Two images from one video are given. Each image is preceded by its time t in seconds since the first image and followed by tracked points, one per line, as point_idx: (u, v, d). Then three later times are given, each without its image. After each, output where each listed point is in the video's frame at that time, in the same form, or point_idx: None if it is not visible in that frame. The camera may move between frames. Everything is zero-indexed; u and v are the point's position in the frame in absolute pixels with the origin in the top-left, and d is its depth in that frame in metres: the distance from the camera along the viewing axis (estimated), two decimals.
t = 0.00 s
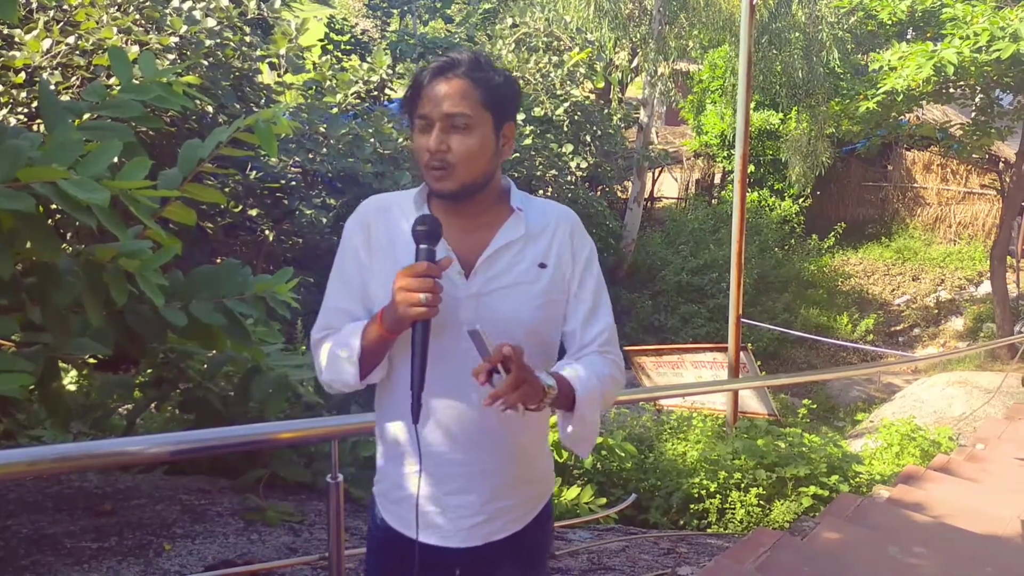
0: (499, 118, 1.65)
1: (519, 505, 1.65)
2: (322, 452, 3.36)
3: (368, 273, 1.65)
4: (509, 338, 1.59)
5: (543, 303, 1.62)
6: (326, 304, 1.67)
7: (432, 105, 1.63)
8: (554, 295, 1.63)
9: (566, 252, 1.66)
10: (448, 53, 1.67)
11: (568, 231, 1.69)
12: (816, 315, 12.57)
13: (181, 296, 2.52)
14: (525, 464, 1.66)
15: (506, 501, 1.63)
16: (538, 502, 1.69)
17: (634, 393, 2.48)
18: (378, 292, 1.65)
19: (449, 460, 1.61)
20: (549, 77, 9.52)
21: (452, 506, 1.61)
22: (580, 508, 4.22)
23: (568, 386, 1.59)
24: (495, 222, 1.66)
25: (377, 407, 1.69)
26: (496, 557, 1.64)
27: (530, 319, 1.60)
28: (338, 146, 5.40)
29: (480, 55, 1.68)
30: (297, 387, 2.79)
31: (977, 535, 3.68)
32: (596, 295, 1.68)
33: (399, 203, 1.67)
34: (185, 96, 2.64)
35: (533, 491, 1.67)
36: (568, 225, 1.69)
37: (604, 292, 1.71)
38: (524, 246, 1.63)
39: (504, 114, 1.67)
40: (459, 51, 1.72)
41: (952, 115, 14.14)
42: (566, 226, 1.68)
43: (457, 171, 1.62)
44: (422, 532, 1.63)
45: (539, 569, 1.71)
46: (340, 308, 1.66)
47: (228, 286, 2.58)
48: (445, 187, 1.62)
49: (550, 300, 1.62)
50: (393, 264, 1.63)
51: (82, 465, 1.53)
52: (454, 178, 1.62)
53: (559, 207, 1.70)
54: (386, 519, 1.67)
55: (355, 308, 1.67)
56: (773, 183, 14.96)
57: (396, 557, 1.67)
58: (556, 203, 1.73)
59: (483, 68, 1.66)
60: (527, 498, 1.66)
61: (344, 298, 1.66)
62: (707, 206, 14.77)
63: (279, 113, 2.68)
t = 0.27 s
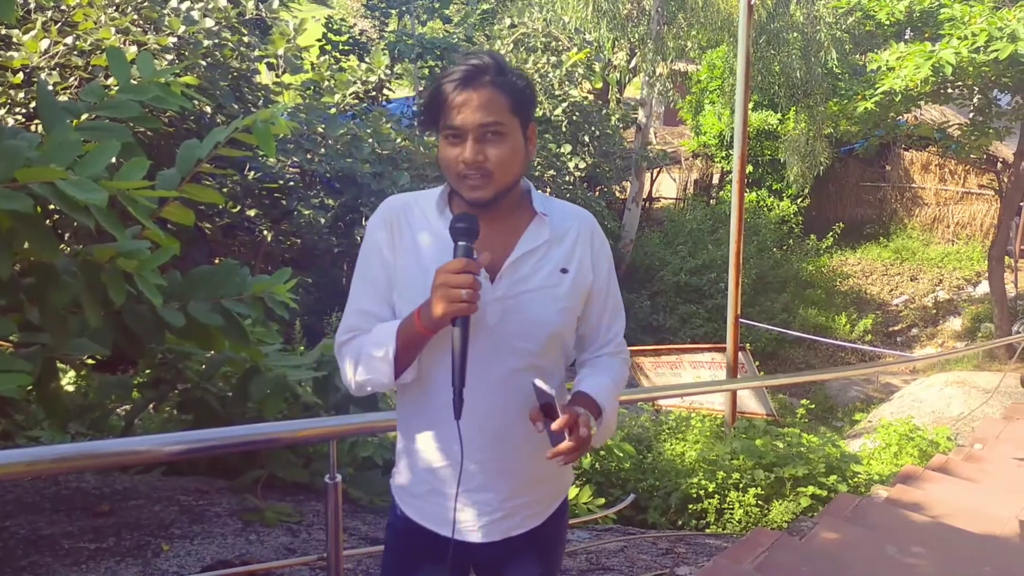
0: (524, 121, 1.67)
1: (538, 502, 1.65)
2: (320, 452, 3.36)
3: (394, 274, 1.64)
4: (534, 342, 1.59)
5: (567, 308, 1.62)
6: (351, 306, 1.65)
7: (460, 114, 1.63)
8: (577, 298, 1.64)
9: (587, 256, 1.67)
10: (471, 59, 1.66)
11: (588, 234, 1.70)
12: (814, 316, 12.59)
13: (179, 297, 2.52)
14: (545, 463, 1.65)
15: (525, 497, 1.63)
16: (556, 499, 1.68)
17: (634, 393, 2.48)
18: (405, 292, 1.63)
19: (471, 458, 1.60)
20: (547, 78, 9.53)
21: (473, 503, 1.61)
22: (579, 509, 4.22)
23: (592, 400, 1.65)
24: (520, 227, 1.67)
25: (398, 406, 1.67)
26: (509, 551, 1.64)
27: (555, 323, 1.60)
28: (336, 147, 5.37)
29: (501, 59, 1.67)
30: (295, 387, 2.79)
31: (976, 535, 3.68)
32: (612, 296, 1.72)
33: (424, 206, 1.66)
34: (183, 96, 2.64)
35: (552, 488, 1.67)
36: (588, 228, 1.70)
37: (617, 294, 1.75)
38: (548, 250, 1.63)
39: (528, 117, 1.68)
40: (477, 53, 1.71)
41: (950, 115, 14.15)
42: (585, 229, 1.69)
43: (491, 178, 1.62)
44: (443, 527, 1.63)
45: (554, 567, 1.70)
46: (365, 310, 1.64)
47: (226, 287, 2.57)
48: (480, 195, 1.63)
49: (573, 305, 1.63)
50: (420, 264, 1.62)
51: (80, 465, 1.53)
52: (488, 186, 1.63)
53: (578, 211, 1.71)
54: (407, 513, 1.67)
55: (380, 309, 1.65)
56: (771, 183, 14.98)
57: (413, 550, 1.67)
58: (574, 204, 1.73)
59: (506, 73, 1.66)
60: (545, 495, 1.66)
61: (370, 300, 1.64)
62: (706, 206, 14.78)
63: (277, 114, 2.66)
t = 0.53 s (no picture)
0: (552, 125, 1.67)
1: (551, 496, 1.66)
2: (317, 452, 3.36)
3: (419, 278, 1.59)
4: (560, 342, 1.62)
5: (589, 308, 1.66)
6: (372, 312, 1.59)
7: (495, 119, 1.62)
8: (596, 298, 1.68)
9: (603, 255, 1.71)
10: (500, 62, 1.66)
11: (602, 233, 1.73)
12: (810, 316, 12.61)
13: (175, 297, 2.52)
14: (559, 457, 1.67)
15: (539, 492, 1.64)
16: (563, 493, 1.70)
17: (632, 393, 2.48)
18: (431, 298, 1.60)
19: (491, 454, 1.59)
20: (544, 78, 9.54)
21: (494, 499, 1.60)
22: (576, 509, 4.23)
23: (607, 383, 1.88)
24: (546, 229, 1.67)
25: (412, 407, 1.62)
26: (521, 544, 1.65)
27: (579, 323, 1.64)
28: (333, 147, 5.27)
29: (530, 63, 1.67)
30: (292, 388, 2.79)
31: (972, 535, 3.69)
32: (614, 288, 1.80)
33: (451, 210, 1.62)
34: (180, 97, 2.64)
35: (562, 482, 1.69)
36: (603, 227, 1.73)
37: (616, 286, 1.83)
38: (574, 252, 1.65)
39: (554, 121, 1.69)
40: (503, 55, 1.70)
41: (945, 115, 14.17)
42: (601, 229, 1.72)
43: (526, 184, 1.62)
44: (460, 521, 1.60)
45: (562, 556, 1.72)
46: (388, 317, 1.58)
47: (222, 287, 2.58)
48: (514, 200, 1.62)
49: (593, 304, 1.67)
50: (447, 271, 1.59)
51: (78, 467, 1.53)
52: (524, 191, 1.62)
53: (596, 210, 1.74)
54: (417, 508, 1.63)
55: (403, 315, 1.60)
56: (768, 183, 15.00)
57: (425, 548, 1.63)
58: (588, 204, 1.76)
59: (536, 77, 1.67)
60: (556, 489, 1.67)
61: (393, 305, 1.59)
62: (702, 206, 14.78)
63: (273, 115, 2.67)
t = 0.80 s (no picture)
0: (558, 121, 1.67)
1: (549, 495, 1.67)
2: (313, 453, 3.35)
3: (425, 272, 1.59)
4: (564, 339, 1.63)
5: (593, 307, 1.66)
6: (379, 308, 1.59)
7: (503, 116, 1.61)
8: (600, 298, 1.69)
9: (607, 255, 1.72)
10: (505, 59, 1.65)
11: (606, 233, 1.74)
12: (806, 316, 12.63)
13: (170, 297, 2.53)
14: (558, 455, 1.68)
15: (539, 490, 1.64)
16: (561, 493, 1.71)
17: (628, 394, 2.48)
18: (438, 293, 1.60)
19: (494, 448, 1.59)
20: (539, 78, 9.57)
21: (492, 494, 1.59)
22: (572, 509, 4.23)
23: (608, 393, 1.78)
24: (550, 226, 1.68)
25: (413, 401, 1.62)
26: (517, 543, 1.64)
27: (583, 322, 1.65)
28: (328, 147, 5.27)
29: (535, 59, 1.67)
30: (288, 388, 2.80)
31: (966, 534, 3.70)
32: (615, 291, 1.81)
33: (457, 205, 1.63)
34: (175, 98, 2.64)
35: (560, 481, 1.70)
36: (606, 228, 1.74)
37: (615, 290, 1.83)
38: (579, 251, 1.65)
39: (560, 117, 1.69)
40: (508, 52, 1.70)
41: (941, 115, 14.21)
42: (606, 228, 1.73)
43: (534, 181, 1.63)
44: (456, 513, 1.60)
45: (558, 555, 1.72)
46: (396, 312, 1.58)
47: (218, 287, 2.58)
48: (521, 196, 1.63)
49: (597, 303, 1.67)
50: (453, 266, 1.59)
51: (75, 466, 1.54)
52: (531, 187, 1.63)
53: (599, 211, 1.75)
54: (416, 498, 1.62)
55: (410, 308, 1.60)
56: (763, 183, 15.02)
57: (418, 541, 1.62)
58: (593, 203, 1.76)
59: (542, 73, 1.67)
60: (554, 488, 1.68)
61: (400, 299, 1.58)
62: (698, 207, 14.80)
63: (268, 115, 2.67)
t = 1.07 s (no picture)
0: (547, 119, 1.68)
1: (543, 498, 1.65)
2: (311, 453, 3.35)
3: (420, 269, 1.62)
4: (557, 340, 1.61)
5: (589, 308, 1.64)
6: (376, 304, 1.62)
7: (488, 114, 1.63)
8: (597, 300, 1.66)
9: (607, 255, 1.69)
10: (492, 59, 1.67)
11: (607, 233, 1.71)
12: (804, 315, 12.64)
13: (168, 298, 2.53)
14: (555, 458, 1.67)
15: (532, 492, 1.63)
16: (557, 498, 1.69)
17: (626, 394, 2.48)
18: (432, 290, 1.62)
19: (485, 445, 1.59)
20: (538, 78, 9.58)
21: (481, 492, 1.60)
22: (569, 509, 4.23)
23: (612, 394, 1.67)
24: (544, 226, 1.67)
25: (411, 394, 1.65)
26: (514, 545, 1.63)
27: (576, 322, 1.62)
28: (326, 147, 5.28)
29: (523, 58, 1.69)
30: (286, 389, 2.80)
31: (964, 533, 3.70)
32: (626, 294, 1.75)
33: (450, 203, 1.65)
34: (172, 98, 2.64)
35: (556, 485, 1.68)
36: (607, 230, 1.71)
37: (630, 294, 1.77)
38: (571, 252, 1.63)
39: (549, 115, 1.69)
40: (497, 53, 1.72)
41: (938, 115, 14.21)
42: (606, 228, 1.70)
43: (522, 178, 1.63)
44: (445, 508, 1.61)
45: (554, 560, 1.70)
46: (392, 307, 1.62)
47: (216, 287, 2.58)
48: (509, 193, 1.63)
49: (594, 303, 1.65)
50: (446, 263, 1.61)
51: (70, 467, 1.53)
52: (519, 184, 1.63)
53: (600, 212, 1.72)
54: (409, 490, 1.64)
55: (406, 305, 1.63)
56: (762, 183, 15.03)
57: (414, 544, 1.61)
58: (593, 203, 1.74)
59: (529, 72, 1.68)
60: (550, 492, 1.66)
61: (396, 295, 1.62)
62: (697, 207, 14.81)
63: (266, 115, 2.67)
